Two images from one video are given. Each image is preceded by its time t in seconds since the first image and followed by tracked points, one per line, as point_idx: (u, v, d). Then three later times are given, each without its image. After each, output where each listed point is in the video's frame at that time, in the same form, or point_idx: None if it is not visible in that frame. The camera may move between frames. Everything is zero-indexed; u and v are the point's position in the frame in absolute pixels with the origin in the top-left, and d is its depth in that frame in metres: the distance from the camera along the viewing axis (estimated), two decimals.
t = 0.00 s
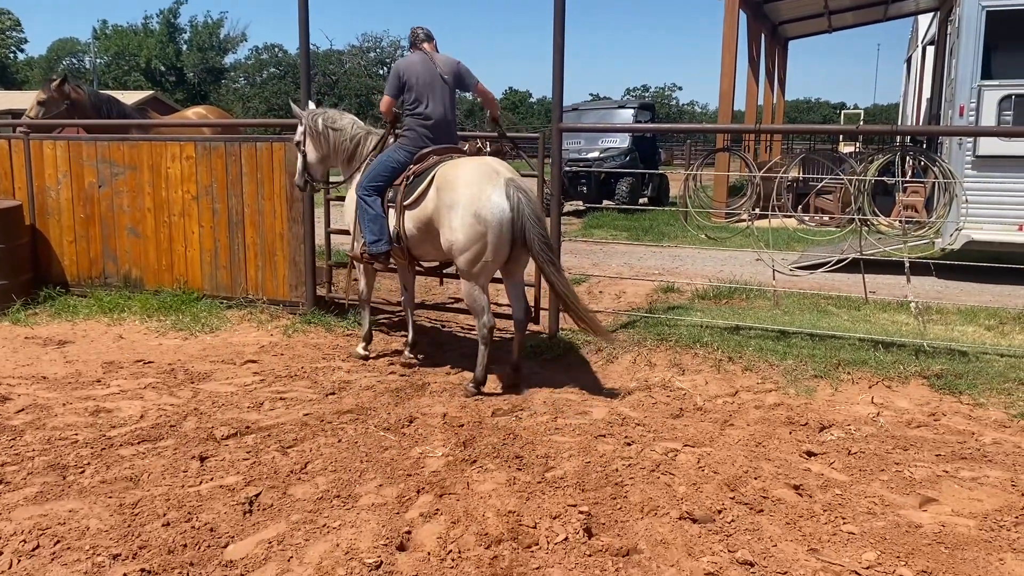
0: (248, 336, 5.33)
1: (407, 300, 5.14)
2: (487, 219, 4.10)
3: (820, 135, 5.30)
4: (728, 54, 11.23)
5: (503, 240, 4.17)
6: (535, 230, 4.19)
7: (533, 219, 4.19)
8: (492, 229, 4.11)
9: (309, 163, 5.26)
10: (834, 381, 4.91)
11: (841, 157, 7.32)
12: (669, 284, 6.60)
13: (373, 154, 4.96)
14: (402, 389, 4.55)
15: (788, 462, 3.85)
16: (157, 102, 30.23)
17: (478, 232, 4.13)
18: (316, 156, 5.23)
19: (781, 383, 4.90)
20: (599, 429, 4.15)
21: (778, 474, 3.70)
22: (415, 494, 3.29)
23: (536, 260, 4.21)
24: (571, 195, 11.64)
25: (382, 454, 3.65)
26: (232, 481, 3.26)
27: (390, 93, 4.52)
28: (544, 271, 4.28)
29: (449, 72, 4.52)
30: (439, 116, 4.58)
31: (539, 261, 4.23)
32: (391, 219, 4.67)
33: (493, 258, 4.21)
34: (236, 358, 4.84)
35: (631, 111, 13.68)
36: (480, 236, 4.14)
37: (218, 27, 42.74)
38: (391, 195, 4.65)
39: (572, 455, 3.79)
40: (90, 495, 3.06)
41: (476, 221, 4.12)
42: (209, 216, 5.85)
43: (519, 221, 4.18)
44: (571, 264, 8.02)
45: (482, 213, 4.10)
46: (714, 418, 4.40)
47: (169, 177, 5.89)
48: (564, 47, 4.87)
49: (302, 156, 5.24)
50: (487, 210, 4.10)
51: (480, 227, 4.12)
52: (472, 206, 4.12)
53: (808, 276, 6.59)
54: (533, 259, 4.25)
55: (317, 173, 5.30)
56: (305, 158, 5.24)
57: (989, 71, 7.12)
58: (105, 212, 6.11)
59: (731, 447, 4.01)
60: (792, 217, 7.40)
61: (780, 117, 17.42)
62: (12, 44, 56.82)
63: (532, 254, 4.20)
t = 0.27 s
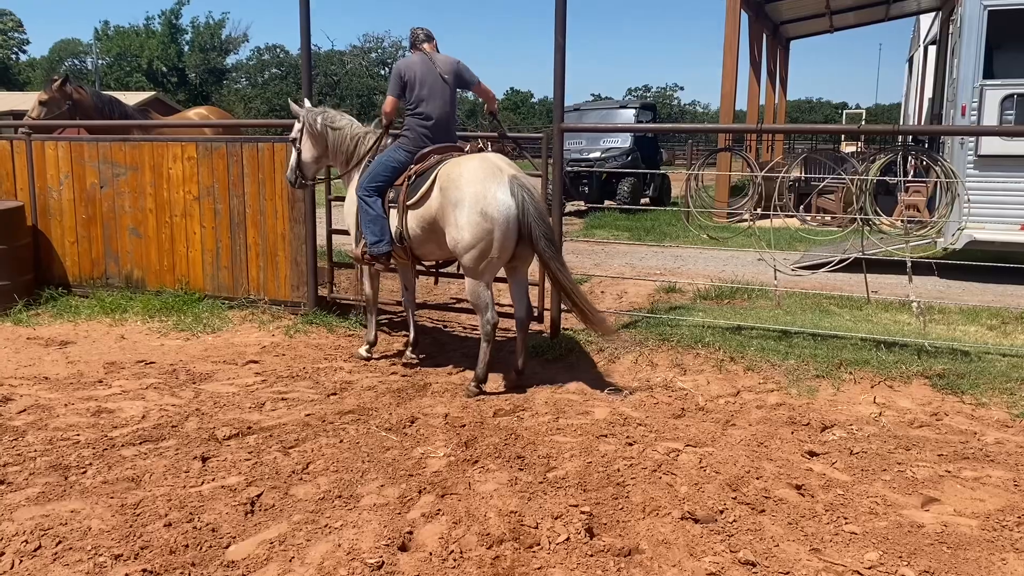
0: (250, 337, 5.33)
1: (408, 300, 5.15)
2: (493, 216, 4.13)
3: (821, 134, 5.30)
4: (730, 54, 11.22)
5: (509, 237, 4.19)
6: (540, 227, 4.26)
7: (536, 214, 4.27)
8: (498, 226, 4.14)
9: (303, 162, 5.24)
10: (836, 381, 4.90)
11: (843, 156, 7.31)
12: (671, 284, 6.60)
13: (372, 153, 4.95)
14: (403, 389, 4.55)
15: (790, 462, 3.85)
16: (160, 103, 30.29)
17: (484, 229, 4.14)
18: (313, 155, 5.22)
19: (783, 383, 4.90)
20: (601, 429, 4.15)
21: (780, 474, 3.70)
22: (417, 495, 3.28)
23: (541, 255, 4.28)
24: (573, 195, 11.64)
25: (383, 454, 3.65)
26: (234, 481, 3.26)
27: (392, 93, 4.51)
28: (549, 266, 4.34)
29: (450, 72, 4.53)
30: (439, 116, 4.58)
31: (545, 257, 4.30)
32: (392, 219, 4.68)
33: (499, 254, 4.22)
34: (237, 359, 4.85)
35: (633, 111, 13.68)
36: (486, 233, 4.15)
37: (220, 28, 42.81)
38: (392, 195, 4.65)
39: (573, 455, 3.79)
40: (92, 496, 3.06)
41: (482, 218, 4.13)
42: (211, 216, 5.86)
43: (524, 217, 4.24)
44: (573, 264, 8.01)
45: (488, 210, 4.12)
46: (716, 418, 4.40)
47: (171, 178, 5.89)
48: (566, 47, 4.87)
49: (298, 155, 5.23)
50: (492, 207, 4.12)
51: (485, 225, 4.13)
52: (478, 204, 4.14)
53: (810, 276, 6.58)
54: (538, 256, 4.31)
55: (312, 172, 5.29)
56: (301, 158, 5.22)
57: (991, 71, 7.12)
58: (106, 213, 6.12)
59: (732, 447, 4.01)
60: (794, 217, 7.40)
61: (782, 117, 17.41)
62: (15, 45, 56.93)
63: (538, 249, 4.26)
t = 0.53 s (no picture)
0: (254, 338, 5.34)
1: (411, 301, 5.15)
2: (498, 216, 4.14)
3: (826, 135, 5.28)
4: (734, 56, 11.21)
5: (513, 237, 4.20)
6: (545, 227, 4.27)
7: (540, 215, 4.26)
8: (503, 226, 4.15)
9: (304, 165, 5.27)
10: (841, 383, 4.88)
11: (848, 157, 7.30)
12: (675, 285, 6.59)
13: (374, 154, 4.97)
14: (408, 391, 4.55)
15: (794, 464, 3.84)
16: (166, 105, 30.38)
17: (489, 229, 4.15)
18: (312, 158, 5.24)
19: (788, 385, 4.88)
20: (605, 431, 4.14)
21: (784, 476, 3.68)
22: (420, 496, 3.28)
23: (543, 256, 4.28)
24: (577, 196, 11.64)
25: (387, 456, 3.65)
26: (238, 483, 3.27)
27: (395, 93, 4.50)
28: (552, 268, 4.34)
29: (452, 71, 4.52)
30: (442, 114, 4.58)
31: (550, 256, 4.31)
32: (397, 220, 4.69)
33: (503, 254, 4.23)
34: (242, 360, 4.85)
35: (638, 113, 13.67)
36: (491, 233, 4.16)
37: (225, 30, 42.95)
38: (397, 196, 4.65)
39: (577, 457, 3.78)
40: (96, 497, 3.07)
41: (487, 218, 4.15)
42: (216, 218, 5.87)
43: (528, 218, 4.23)
44: (577, 266, 8.01)
45: (493, 210, 4.14)
46: (720, 420, 4.39)
47: (176, 180, 5.91)
48: (570, 48, 4.87)
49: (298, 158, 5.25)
50: (498, 206, 4.14)
51: (490, 224, 4.15)
52: (483, 203, 4.15)
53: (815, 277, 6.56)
54: (542, 255, 4.31)
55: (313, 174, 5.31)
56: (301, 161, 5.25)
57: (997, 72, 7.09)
58: (111, 215, 6.14)
59: (737, 449, 3.99)
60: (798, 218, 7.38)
61: (786, 118, 17.37)
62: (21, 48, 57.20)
63: (541, 250, 4.27)
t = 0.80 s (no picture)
0: (263, 341, 5.35)
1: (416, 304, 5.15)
2: (508, 218, 4.15)
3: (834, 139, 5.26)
4: (743, 58, 11.19)
5: (522, 238, 4.21)
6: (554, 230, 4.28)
7: (549, 217, 4.27)
8: (512, 228, 4.16)
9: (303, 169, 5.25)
10: (850, 387, 4.86)
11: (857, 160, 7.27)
12: (683, 288, 6.57)
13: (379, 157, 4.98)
14: (415, 394, 4.55)
15: (803, 468, 3.82)
16: (176, 109, 30.56)
17: (498, 231, 4.16)
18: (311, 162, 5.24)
19: (796, 389, 4.86)
20: (613, 434, 4.13)
21: (793, 481, 3.67)
22: (428, 500, 3.28)
23: (552, 259, 4.28)
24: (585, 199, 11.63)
25: (395, 459, 3.65)
26: (246, 485, 3.28)
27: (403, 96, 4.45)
28: (560, 270, 4.34)
29: (459, 76, 4.54)
30: (450, 118, 4.61)
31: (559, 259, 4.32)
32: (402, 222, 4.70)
33: (513, 256, 4.23)
34: (250, 363, 4.87)
35: (645, 115, 13.66)
36: (500, 235, 4.16)
37: (234, 34, 43.18)
38: (402, 199, 4.66)
39: (585, 461, 3.77)
40: (105, 500, 3.08)
41: (496, 219, 4.15)
42: (225, 222, 5.89)
43: (536, 220, 4.24)
44: (585, 269, 8.00)
45: (503, 211, 4.14)
46: (728, 423, 4.37)
47: (185, 183, 5.93)
48: (578, 52, 4.87)
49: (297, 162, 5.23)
50: (507, 208, 4.15)
51: (500, 226, 4.15)
52: (492, 205, 4.15)
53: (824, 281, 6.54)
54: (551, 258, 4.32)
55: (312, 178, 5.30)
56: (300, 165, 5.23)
57: (1007, 75, 7.05)
58: (121, 218, 6.17)
59: (745, 453, 3.98)
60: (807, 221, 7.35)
61: (795, 121, 17.32)
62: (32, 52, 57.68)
63: (550, 252, 4.28)
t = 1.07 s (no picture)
0: (276, 345, 5.38)
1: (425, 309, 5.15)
2: (521, 222, 4.15)
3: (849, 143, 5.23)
4: (755, 63, 11.16)
5: (535, 243, 4.22)
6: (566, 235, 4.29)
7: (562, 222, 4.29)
8: (525, 232, 4.16)
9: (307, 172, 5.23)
10: (864, 393, 4.82)
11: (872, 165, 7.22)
12: (696, 293, 6.55)
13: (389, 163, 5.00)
14: (428, 398, 4.55)
15: (817, 474, 3.79)
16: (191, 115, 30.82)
17: (512, 235, 4.16)
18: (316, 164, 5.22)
19: (810, 395, 4.83)
20: (626, 439, 4.11)
21: (807, 487, 3.64)
22: (441, 504, 3.28)
23: (565, 263, 4.29)
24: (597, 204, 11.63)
25: (408, 464, 3.65)
26: (260, 489, 3.28)
27: (413, 101, 4.49)
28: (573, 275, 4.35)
29: (469, 82, 4.57)
30: (461, 123, 4.60)
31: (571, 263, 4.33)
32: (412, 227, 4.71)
33: (525, 260, 4.24)
34: (264, 367, 4.89)
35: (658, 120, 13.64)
36: (514, 239, 4.17)
37: (248, 41, 43.55)
38: (413, 204, 4.66)
39: (598, 466, 3.76)
40: (121, 503, 3.10)
41: (510, 224, 4.16)
42: (239, 226, 5.93)
43: (550, 225, 4.25)
44: (597, 274, 7.99)
45: (516, 215, 4.15)
46: (742, 429, 4.35)
47: (199, 188, 5.97)
48: (591, 57, 4.87)
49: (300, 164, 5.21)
50: (521, 213, 4.15)
51: (513, 230, 4.15)
52: (506, 209, 4.16)
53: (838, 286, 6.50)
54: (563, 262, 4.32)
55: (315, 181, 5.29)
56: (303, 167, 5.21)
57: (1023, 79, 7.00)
58: (136, 223, 6.22)
59: (758, 459, 3.95)
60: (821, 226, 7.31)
61: (808, 126, 17.25)
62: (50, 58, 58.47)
63: (563, 256, 4.29)
